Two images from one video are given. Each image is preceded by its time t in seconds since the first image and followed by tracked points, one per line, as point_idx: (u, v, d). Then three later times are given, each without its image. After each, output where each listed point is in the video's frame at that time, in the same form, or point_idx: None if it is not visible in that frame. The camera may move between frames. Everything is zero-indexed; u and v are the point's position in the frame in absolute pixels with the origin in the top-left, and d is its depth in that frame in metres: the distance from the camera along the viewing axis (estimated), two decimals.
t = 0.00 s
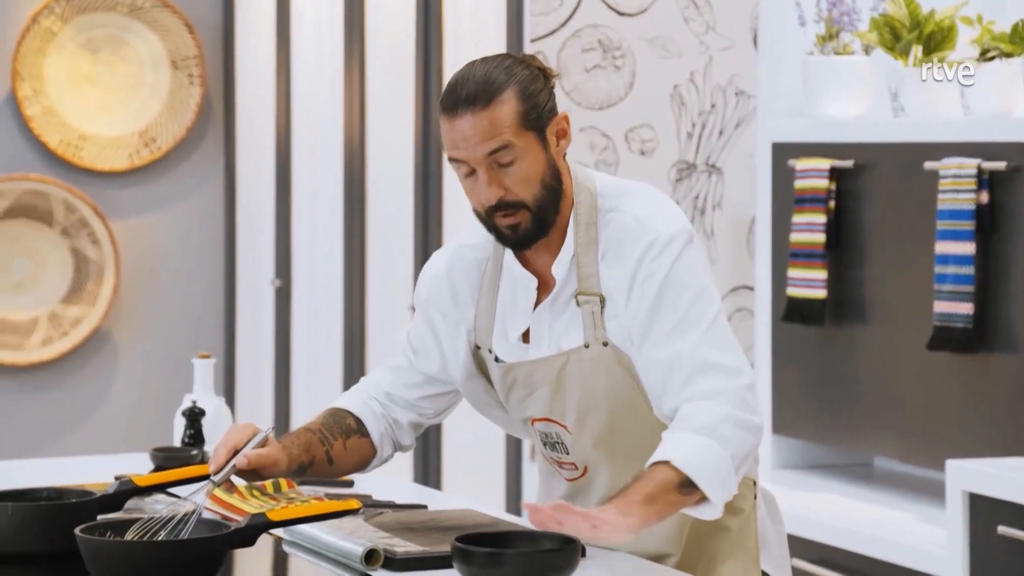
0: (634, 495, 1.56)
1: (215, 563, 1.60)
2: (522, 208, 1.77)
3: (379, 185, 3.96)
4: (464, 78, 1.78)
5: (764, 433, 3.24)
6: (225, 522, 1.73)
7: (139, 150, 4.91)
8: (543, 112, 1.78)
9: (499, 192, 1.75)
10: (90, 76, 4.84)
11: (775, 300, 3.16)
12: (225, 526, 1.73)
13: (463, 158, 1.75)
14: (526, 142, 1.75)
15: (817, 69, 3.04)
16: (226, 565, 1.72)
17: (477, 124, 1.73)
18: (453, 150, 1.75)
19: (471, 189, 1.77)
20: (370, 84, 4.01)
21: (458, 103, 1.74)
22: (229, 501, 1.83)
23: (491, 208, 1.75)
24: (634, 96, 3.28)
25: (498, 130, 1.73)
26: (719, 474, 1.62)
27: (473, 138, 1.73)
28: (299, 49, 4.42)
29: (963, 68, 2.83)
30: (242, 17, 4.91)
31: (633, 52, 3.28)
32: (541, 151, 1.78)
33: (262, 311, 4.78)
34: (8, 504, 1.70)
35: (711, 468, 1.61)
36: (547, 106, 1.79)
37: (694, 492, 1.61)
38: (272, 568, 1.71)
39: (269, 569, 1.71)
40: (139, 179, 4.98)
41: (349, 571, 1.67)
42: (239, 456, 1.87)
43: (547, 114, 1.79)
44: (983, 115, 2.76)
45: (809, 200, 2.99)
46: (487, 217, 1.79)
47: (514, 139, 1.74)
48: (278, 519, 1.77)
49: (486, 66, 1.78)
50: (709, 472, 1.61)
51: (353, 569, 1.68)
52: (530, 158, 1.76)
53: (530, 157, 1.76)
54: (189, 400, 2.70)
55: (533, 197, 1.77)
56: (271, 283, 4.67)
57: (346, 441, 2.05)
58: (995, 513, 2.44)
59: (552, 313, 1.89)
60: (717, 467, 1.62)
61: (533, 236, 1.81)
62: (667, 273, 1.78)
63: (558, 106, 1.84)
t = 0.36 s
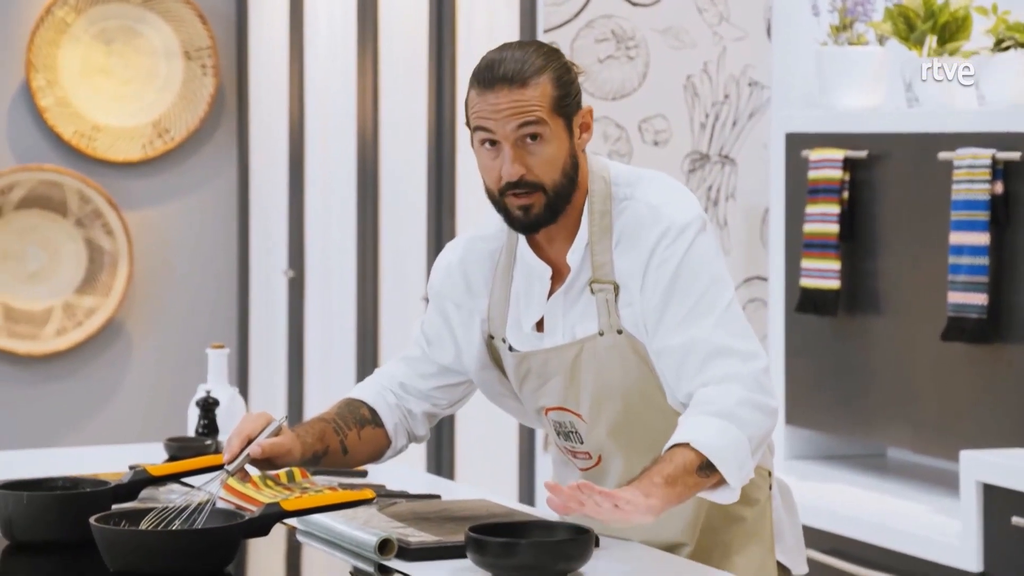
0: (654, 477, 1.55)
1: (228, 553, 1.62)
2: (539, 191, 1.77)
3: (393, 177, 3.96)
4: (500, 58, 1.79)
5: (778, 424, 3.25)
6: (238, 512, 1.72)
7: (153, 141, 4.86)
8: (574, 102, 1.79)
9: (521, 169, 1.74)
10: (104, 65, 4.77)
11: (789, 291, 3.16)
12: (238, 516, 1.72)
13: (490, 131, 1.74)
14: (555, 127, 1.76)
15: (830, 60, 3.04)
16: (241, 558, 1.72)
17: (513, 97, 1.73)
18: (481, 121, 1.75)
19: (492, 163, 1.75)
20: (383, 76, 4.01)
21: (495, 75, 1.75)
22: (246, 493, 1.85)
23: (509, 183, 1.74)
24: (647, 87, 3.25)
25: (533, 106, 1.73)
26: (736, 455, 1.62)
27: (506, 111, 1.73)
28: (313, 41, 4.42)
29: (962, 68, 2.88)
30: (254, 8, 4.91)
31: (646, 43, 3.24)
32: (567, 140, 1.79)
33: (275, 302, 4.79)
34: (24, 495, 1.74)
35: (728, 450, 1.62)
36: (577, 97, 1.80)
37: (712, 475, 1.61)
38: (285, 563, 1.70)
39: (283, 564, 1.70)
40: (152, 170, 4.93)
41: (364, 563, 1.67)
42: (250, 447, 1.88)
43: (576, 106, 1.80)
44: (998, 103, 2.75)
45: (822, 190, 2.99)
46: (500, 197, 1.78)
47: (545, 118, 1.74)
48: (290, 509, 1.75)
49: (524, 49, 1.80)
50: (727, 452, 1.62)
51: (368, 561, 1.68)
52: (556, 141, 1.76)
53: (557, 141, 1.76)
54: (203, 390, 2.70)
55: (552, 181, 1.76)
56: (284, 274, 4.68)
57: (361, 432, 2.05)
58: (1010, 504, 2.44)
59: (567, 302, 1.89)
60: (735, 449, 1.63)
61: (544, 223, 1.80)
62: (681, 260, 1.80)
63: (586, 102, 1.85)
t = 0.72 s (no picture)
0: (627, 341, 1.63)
1: (239, 544, 1.62)
2: (560, 192, 1.77)
3: (404, 167, 3.98)
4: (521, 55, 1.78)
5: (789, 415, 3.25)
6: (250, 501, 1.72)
7: (165, 131, 4.92)
8: (595, 101, 1.79)
9: (544, 172, 1.74)
10: (115, 57, 4.84)
11: (801, 281, 3.16)
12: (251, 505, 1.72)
13: (514, 132, 1.74)
14: (578, 127, 1.76)
15: (842, 49, 3.04)
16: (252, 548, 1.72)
17: (538, 100, 1.73)
18: (504, 122, 1.74)
19: (515, 164, 1.75)
20: (395, 66, 4.02)
21: (519, 77, 1.73)
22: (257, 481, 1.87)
23: (532, 186, 1.74)
24: (658, 78, 3.29)
25: (557, 110, 1.73)
26: (725, 388, 1.66)
27: (531, 114, 1.72)
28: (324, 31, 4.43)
29: (962, 68, 2.89)
30: None
31: (659, 33, 3.28)
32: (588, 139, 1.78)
33: (287, 293, 4.80)
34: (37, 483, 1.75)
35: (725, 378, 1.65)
36: (597, 95, 1.80)
37: (690, 386, 1.66)
38: (296, 552, 1.70)
39: (294, 553, 1.70)
40: (164, 161, 4.99)
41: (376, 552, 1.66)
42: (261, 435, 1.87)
43: (596, 104, 1.80)
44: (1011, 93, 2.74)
45: (835, 180, 2.99)
46: (522, 196, 1.78)
47: (569, 120, 1.74)
48: (303, 498, 1.74)
49: (546, 47, 1.79)
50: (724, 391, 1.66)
51: (380, 550, 1.66)
52: (579, 142, 1.76)
53: (579, 141, 1.76)
54: (216, 380, 2.70)
55: (574, 182, 1.77)
56: (295, 265, 4.69)
57: (369, 418, 2.05)
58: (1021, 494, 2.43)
59: (580, 291, 1.90)
60: (728, 385, 1.66)
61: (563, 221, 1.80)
62: (700, 248, 1.79)
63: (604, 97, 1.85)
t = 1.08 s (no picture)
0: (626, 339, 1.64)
1: (247, 538, 1.63)
2: (573, 191, 1.78)
3: (411, 159, 3.99)
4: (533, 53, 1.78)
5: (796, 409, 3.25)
6: (258, 495, 1.73)
7: (173, 125, 4.93)
8: (608, 98, 1.79)
9: (557, 173, 1.75)
10: (123, 51, 4.84)
11: (809, 276, 3.16)
12: (258, 498, 1.73)
13: (527, 134, 1.74)
14: (591, 126, 1.76)
15: (850, 43, 3.04)
16: (260, 540, 1.73)
17: (552, 101, 1.73)
18: (518, 122, 1.74)
19: (528, 164, 1.76)
20: (402, 61, 4.03)
21: (533, 76, 1.73)
22: (264, 475, 1.86)
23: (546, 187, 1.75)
24: (664, 72, 3.31)
25: (571, 111, 1.73)
26: (728, 385, 1.68)
27: (545, 116, 1.73)
28: (333, 24, 4.43)
29: (962, 68, 2.90)
30: None
31: (666, 27, 3.29)
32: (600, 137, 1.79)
33: (294, 287, 4.80)
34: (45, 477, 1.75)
35: (724, 380, 1.68)
36: (610, 91, 1.80)
37: (691, 384, 1.68)
38: (303, 542, 1.70)
39: (300, 544, 1.70)
40: (172, 155, 4.99)
41: (383, 545, 1.66)
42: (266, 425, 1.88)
43: (607, 101, 1.80)
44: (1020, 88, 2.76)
45: (841, 174, 2.98)
46: (534, 194, 1.79)
47: (584, 121, 1.74)
48: (311, 492, 1.76)
49: (559, 44, 1.78)
50: (726, 389, 1.69)
51: (386, 543, 1.66)
52: (592, 142, 1.76)
53: (592, 141, 1.76)
54: (223, 374, 2.70)
55: (586, 181, 1.78)
56: (303, 259, 4.69)
57: (376, 410, 2.05)
58: None
59: (586, 286, 1.89)
60: (730, 384, 1.69)
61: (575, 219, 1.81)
62: (706, 245, 1.79)
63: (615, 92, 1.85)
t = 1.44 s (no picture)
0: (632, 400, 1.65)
1: (252, 536, 1.63)
2: (577, 166, 1.77)
3: (417, 155, 3.99)
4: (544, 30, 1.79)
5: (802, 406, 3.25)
6: (264, 493, 1.73)
7: (178, 122, 4.93)
8: (615, 78, 1.80)
9: (562, 144, 1.74)
10: (129, 48, 4.85)
11: (815, 273, 3.16)
12: (264, 496, 1.73)
13: (534, 104, 1.75)
14: (597, 102, 1.76)
15: (856, 40, 3.04)
16: (265, 536, 1.73)
17: (559, 71, 1.74)
18: (525, 91, 1.75)
19: (533, 136, 1.76)
20: (408, 58, 4.02)
21: (542, 46, 1.75)
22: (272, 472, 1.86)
23: (549, 157, 1.74)
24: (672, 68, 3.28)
25: (578, 82, 1.74)
26: (735, 411, 1.70)
27: (552, 85, 1.73)
28: (338, 23, 4.44)
29: (962, 68, 2.89)
30: None
31: (671, 24, 3.27)
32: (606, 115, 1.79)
33: (300, 284, 4.80)
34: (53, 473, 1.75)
35: (732, 413, 1.70)
36: (617, 73, 1.81)
37: (703, 423, 1.70)
38: (309, 539, 1.70)
39: (307, 540, 1.70)
40: (177, 152, 5.00)
41: (388, 541, 1.66)
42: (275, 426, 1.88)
43: (615, 83, 1.81)
44: None
45: (848, 171, 2.98)
46: (537, 169, 1.77)
47: (590, 94, 1.75)
48: (318, 489, 1.74)
49: (569, 22, 1.80)
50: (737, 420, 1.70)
51: (392, 540, 1.66)
52: (597, 117, 1.76)
53: (597, 116, 1.76)
54: (229, 370, 2.70)
55: (590, 156, 1.77)
56: (308, 256, 4.70)
57: (382, 409, 2.05)
58: None
59: (592, 279, 1.89)
60: (739, 412, 1.70)
61: (578, 199, 1.80)
62: (714, 243, 1.79)
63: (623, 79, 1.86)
